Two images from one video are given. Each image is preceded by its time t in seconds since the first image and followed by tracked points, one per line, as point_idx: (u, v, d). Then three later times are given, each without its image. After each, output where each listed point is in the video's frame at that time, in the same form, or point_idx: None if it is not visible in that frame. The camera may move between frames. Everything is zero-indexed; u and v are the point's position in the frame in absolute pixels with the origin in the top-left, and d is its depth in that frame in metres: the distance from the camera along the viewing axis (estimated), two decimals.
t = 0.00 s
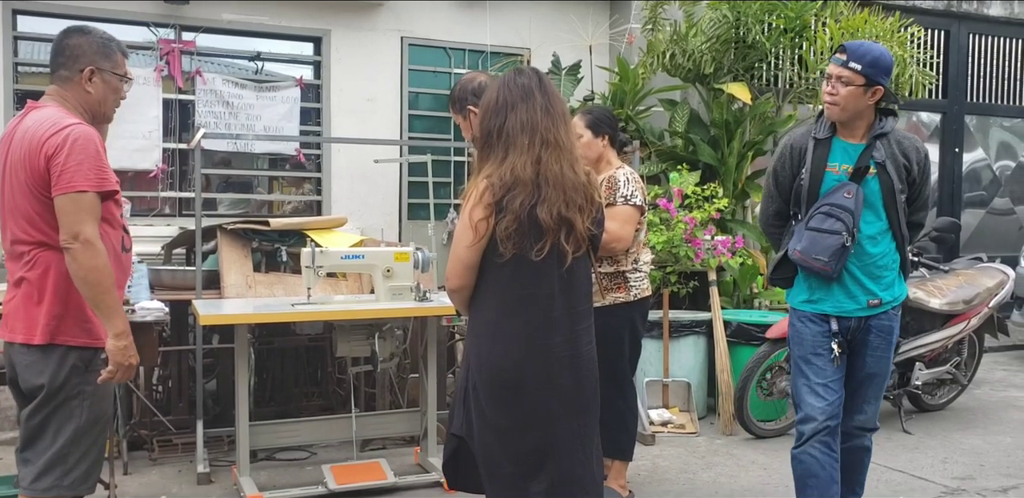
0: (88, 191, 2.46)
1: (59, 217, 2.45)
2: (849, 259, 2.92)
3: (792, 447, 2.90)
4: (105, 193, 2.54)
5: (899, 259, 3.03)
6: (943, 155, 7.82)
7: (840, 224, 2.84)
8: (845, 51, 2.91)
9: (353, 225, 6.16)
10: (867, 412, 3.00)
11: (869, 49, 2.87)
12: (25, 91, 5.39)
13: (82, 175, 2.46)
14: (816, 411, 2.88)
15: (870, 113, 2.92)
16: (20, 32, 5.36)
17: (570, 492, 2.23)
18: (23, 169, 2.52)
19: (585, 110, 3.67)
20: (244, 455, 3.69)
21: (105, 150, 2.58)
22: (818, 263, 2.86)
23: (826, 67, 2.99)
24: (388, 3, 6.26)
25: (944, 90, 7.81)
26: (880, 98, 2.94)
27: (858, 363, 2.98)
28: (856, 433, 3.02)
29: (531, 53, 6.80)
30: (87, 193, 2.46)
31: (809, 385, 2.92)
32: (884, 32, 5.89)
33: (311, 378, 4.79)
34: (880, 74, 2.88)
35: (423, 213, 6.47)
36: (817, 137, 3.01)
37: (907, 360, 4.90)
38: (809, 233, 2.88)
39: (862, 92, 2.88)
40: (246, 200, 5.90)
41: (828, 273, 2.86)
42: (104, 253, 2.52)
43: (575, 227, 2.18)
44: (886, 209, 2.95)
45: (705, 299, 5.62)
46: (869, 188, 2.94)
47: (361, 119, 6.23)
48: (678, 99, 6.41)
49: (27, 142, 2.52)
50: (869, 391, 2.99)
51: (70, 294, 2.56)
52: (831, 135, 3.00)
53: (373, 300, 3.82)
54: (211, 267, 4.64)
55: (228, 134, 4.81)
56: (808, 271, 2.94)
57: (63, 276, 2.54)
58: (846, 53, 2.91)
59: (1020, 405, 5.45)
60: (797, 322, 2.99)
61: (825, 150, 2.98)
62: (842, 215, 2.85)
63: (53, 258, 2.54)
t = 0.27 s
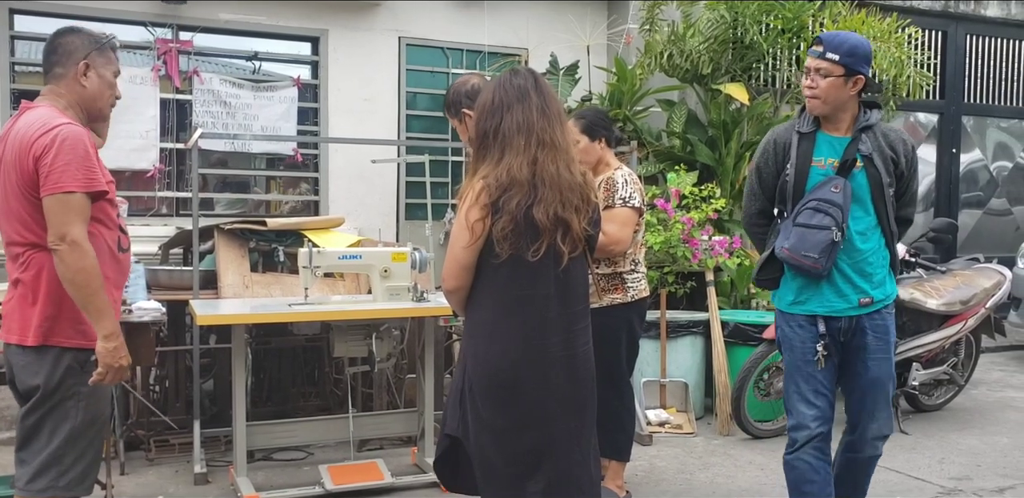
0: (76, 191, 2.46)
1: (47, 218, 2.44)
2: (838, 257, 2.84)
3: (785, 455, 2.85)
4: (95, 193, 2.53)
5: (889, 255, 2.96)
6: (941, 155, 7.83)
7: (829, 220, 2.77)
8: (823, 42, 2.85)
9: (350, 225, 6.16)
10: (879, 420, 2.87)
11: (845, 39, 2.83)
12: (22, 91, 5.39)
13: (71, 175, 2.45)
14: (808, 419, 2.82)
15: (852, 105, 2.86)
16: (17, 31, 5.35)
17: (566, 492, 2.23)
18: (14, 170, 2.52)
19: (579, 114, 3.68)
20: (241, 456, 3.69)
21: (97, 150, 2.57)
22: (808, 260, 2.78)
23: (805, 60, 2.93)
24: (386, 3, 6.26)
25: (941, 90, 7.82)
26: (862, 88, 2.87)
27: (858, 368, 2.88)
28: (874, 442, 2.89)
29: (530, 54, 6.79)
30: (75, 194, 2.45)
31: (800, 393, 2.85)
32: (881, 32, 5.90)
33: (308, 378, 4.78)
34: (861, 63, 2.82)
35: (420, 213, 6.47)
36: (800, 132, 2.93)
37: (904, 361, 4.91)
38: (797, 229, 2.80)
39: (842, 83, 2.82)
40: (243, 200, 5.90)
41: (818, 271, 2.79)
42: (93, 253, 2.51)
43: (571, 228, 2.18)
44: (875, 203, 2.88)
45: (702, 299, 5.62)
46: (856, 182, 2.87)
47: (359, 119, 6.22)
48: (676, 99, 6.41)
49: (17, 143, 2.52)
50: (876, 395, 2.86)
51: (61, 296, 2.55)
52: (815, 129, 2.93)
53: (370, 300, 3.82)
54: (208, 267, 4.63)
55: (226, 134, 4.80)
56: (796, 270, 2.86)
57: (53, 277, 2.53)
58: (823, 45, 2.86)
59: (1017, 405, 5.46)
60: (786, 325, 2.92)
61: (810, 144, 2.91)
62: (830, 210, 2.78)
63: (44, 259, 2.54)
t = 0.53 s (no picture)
0: (70, 191, 2.45)
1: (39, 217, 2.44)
2: (820, 259, 2.79)
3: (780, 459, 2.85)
4: (89, 194, 2.52)
5: (878, 256, 2.87)
6: (939, 156, 7.84)
7: (807, 221, 2.72)
8: (798, 42, 2.80)
9: (348, 225, 6.15)
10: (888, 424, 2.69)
11: (822, 37, 2.76)
12: (20, 91, 5.38)
13: (65, 175, 2.45)
14: (797, 423, 2.82)
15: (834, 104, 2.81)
16: (15, 31, 5.35)
17: (564, 492, 2.23)
18: (10, 170, 2.52)
19: (575, 116, 3.67)
20: (238, 456, 3.69)
21: (93, 150, 2.57)
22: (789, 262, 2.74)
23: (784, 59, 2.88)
24: (384, 3, 6.26)
25: (939, 91, 7.82)
26: (845, 86, 2.81)
27: (854, 369, 2.77)
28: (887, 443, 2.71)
29: (528, 54, 6.79)
30: (67, 194, 2.44)
31: (789, 397, 2.85)
32: (879, 33, 5.89)
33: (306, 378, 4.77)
34: (839, 61, 2.75)
35: (418, 213, 6.47)
36: (782, 132, 2.90)
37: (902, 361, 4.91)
38: (776, 231, 2.77)
39: (822, 82, 2.76)
40: (241, 200, 5.89)
41: (798, 273, 2.75)
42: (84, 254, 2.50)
43: (567, 227, 2.18)
44: (858, 203, 2.81)
45: (700, 299, 5.62)
46: (839, 182, 2.81)
47: (357, 119, 6.22)
48: (674, 99, 6.41)
49: (15, 143, 2.52)
50: (880, 393, 2.71)
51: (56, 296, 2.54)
52: (798, 128, 2.88)
53: (369, 300, 3.81)
54: (206, 267, 4.63)
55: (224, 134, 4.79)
56: (778, 272, 2.83)
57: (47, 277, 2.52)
58: (799, 44, 2.80)
59: (1014, 405, 5.46)
60: (773, 328, 2.90)
61: (792, 144, 2.86)
62: (810, 211, 2.73)
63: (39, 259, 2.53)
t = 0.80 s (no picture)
0: (73, 191, 2.45)
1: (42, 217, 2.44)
2: (800, 262, 2.70)
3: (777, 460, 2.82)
4: (92, 194, 2.52)
5: (875, 260, 2.67)
6: (937, 156, 7.85)
7: (780, 223, 2.64)
8: (779, 41, 2.69)
9: (347, 225, 6.15)
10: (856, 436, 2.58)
11: (800, 36, 2.64)
12: (18, 91, 5.36)
13: (68, 175, 2.45)
14: (786, 426, 2.78)
15: (823, 102, 2.69)
16: (12, 31, 5.34)
17: (562, 493, 2.22)
18: (14, 169, 2.51)
19: (572, 117, 3.66)
20: (237, 457, 3.69)
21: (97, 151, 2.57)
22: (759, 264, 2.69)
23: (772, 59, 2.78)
24: (382, 3, 6.27)
25: (936, 91, 7.83)
26: (831, 83, 2.68)
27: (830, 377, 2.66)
28: (861, 460, 2.58)
29: (526, 54, 6.79)
30: (71, 194, 2.44)
31: (779, 399, 2.81)
32: (877, 33, 5.90)
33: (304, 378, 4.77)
34: (818, 60, 2.62)
35: (416, 213, 6.48)
36: (771, 133, 2.84)
37: (901, 361, 4.91)
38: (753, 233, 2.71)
39: (804, 82, 2.65)
40: (239, 200, 5.89)
41: (773, 276, 2.68)
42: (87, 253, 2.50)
43: (559, 227, 2.18)
44: (841, 205, 2.66)
45: (698, 299, 5.62)
46: (824, 184, 2.68)
47: (355, 119, 6.22)
48: (672, 99, 6.41)
49: (19, 142, 2.52)
50: (850, 405, 2.60)
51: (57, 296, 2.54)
52: (789, 130, 2.80)
53: (367, 300, 3.81)
54: (204, 268, 4.63)
55: (221, 134, 4.78)
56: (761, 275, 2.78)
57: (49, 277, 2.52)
58: (779, 43, 2.68)
59: (1012, 405, 5.47)
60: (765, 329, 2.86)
61: (779, 146, 2.79)
62: (784, 213, 2.64)
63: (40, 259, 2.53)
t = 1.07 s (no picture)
0: (79, 190, 2.45)
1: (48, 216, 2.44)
2: (795, 267, 2.63)
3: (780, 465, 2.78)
4: (97, 193, 2.52)
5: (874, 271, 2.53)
6: (936, 156, 7.86)
7: (771, 225, 2.57)
8: (786, 36, 2.58)
9: (346, 225, 6.15)
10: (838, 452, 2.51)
11: (806, 31, 2.52)
12: (16, 91, 5.35)
13: (74, 174, 2.45)
14: (783, 433, 2.74)
15: (832, 102, 2.58)
16: (11, 31, 5.34)
17: (556, 492, 2.22)
18: (18, 168, 2.51)
19: (571, 117, 3.65)
20: (237, 457, 3.69)
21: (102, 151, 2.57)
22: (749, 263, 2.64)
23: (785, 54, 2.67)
24: (381, 3, 6.27)
25: (935, 90, 7.83)
26: (840, 82, 2.55)
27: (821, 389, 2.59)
28: (843, 477, 2.50)
29: (525, 54, 6.79)
30: (77, 193, 2.45)
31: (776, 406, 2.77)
32: (876, 33, 5.90)
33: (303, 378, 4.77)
34: (824, 58, 2.50)
35: (415, 213, 6.48)
36: (781, 132, 2.77)
37: (900, 361, 4.91)
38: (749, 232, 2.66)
39: (810, 80, 2.54)
40: (238, 200, 5.88)
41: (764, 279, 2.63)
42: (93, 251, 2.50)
43: (549, 227, 2.18)
44: (834, 210, 2.56)
45: (697, 299, 5.62)
46: (823, 187, 2.58)
47: (354, 119, 6.21)
48: (671, 99, 6.41)
49: (23, 142, 2.52)
50: (835, 419, 2.52)
51: (59, 294, 2.54)
52: (799, 128, 2.72)
53: (366, 301, 3.81)
54: (203, 268, 4.62)
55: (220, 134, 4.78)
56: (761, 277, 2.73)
57: (51, 275, 2.52)
58: (787, 39, 2.58)
59: (1011, 405, 5.47)
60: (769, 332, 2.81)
61: (787, 144, 2.73)
62: (777, 215, 2.57)
63: (43, 257, 2.53)
